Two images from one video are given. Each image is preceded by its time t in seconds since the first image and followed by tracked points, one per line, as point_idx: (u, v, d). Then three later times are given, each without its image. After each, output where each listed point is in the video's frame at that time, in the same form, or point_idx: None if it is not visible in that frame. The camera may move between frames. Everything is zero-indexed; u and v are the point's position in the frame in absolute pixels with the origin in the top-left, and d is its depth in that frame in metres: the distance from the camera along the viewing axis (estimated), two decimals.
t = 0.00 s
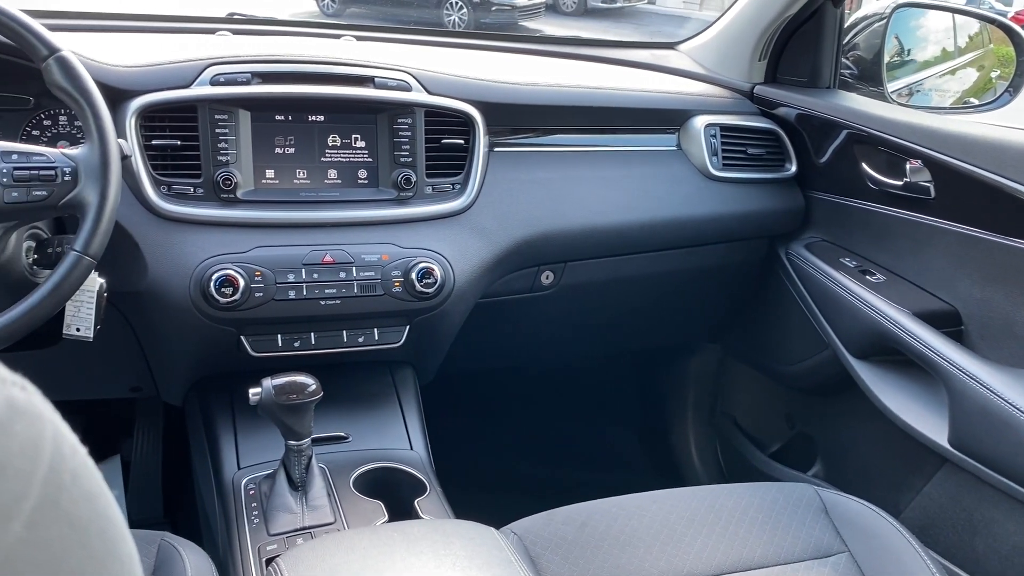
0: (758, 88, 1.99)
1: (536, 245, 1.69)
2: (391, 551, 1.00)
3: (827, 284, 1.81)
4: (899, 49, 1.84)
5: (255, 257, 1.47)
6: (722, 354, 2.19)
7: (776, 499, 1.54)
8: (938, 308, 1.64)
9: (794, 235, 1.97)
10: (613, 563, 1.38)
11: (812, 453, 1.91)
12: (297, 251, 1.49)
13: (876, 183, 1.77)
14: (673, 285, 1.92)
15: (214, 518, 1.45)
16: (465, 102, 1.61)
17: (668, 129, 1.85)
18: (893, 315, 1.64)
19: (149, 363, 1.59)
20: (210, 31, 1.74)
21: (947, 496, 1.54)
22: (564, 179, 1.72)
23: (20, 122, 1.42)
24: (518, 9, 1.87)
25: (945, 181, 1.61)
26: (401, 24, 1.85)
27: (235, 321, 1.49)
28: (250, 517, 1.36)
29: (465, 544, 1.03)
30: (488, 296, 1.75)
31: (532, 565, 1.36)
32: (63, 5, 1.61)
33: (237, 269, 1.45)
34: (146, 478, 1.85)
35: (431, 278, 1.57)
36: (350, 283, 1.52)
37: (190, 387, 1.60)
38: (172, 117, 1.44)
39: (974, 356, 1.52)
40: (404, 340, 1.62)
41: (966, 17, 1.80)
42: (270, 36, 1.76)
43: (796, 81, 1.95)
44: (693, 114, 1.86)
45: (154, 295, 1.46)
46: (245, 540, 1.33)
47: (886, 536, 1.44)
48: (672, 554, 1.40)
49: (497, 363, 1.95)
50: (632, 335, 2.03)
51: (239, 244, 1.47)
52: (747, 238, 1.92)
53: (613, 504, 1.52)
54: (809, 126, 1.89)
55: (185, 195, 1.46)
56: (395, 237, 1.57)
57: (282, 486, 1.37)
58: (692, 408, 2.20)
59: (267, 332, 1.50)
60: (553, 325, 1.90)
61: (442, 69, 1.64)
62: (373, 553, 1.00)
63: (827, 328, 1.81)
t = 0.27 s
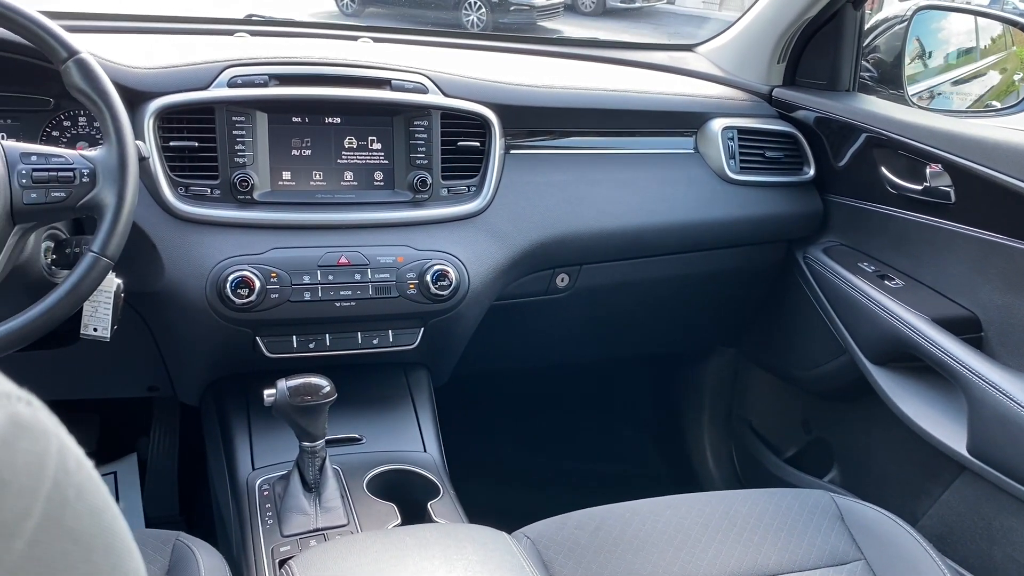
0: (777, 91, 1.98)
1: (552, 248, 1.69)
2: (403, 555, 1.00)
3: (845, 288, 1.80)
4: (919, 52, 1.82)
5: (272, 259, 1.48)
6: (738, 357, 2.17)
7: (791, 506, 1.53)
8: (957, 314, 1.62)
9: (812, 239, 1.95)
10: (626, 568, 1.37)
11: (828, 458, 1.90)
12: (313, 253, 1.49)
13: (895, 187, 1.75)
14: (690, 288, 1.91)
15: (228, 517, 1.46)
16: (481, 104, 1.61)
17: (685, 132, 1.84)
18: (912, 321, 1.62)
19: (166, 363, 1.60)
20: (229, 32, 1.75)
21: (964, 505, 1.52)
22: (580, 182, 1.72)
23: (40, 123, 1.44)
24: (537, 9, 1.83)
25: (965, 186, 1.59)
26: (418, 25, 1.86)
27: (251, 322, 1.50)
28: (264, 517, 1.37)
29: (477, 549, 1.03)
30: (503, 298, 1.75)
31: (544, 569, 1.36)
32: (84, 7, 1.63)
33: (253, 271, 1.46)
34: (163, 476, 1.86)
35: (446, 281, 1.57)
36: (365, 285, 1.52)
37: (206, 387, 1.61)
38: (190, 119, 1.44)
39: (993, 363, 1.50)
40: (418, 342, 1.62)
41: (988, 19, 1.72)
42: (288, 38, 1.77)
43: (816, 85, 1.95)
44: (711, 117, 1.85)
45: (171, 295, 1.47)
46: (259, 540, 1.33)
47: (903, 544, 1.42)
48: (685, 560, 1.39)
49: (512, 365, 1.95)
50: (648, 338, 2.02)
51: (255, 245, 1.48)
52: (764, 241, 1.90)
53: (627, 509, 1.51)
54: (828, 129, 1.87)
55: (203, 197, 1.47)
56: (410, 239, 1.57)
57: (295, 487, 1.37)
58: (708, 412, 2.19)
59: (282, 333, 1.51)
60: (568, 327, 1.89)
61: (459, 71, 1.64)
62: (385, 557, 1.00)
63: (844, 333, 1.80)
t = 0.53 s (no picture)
0: (795, 93, 1.96)
1: (567, 250, 1.69)
2: (416, 559, 1.00)
3: (863, 292, 1.78)
4: (941, 54, 1.80)
5: (287, 260, 1.49)
6: (754, 361, 2.16)
7: (806, 512, 1.51)
8: (976, 320, 1.60)
9: (829, 242, 1.94)
10: (639, 573, 1.37)
11: (844, 464, 1.88)
12: (328, 254, 1.50)
13: (914, 192, 1.74)
14: (705, 291, 1.90)
15: (243, 517, 1.47)
16: (497, 106, 1.61)
17: (702, 134, 1.83)
18: (930, 327, 1.60)
19: (183, 363, 1.61)
20: (247, 33, 1.76)
21: (982, 513, 1.51)
22: (595, 184, 1.71)
23: (60, 124, 1.45)
24: (555, 9, 1.84)
25: (986, 191, 1.58)
26: (435, 27, 1.86)
27: (267, 323, 1.50)
28: (278, 518, 1.37)
29: (490, 553, 1.03)
30: (517, 300, 1.75)
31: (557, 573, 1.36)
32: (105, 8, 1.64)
33: (269, 272, 1.46)
34: (179, 475, 1.88)
35: (460, 283, 1.57)
36: (380, 287, 1.52)
37: (222, 387, 1.62)
38: (208, 121, 1.45)
39: (1012, 370, 1.48)
40: (433, 344, 1.62)
41: (1012, 22, 1.73)
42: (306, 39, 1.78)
43: (834, 87, 1.93)
44: (728, 119, 1.84)
45: (188, 296, 1.48)
46: (273, 540, 1.34)
47: (920, 552, 1.41)
48: (698, 565, 1.39)
49: (526, 367, 1.95)
50: (663, 341, 2.01)
51: (272, 246, 1.49)
52: (781, 245, 1.89)
53: (640, 513, 1.51)
54: (846, 133, 1.85)
55: (220, 198, 1.48)
56: (425, 241, 1.57)
57: (309, 488, 1.38)
58: (724, 415, 2.18)
59: (297, 334, 1.52)
60: (583, 330, 1.89)
61: (475, 73, 1.64)
62: (398, 561, 1.00)
63: (862, 338, 1.78)
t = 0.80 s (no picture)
0: (815, 95, 1.95)
1: (583, 252, 1.68)
2: (430, 562, 1.00)
3: (882, 296, 1.77)
4: (963, 55, 1.77)
5: (305, 261, 1.49)
6: (772, 365, 2.15)
7: (824, 518, 1.50)
8: (998, 325, 1.58)
9: (849, 245, 1.92)
10: None
11: (863, 469, 1.86)
12: (345, 255, 1.50)
13: (935, 196, 1.72)
14: (723, 294, 1.89)
15: (259, 517, 1.47)
16: (515, 108, 1.61)
17: (721, 136, 1.82)
18: (951, 332, 1.58)
19: (201, 362, 1.62)
20: (266, 34, 1.77)
21: (1003, 521, 1.49)
22: (613, 186, 1.71)
23: (81, 124, 1.46)
24: (573, 9, 1.82)
25: (1009, 195, 1.56)
26: (453, 28, 1.86)
27: (284, 324, 1.51)
28: (293, 518, 1.38)
29: (504, 557, 1.03)
30: (534, 302, 1.75)
31: None
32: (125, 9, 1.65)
33: (287, 273, 1.47)
34: (197, 473, 1.89)
35: (477, 285, 1.57)
36: (397, 288, 1.52)
37: (239, 386, 1.63)
38: (227, 122, 1.46)
39: None
40: (449, 345, 1.62)
41: None
42: (325, 40, 1.79)
43: (854, 89, 1.92)
44: (747, 121, 1.83)
45: (206, 296, 1.49)
46: (288, 541, 1.35)
47: (939, 560, 1.39)
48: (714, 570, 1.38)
49: (542, 368, 1.95)
50: (679, 344, 2.01)
51: (289, 247, 1.49)
52: (800, 247, 1.88)
53: (656, 517, 1.50)
54: (866, 135, 1.84)
55: (238, 199, 1.48)
56: (441, 242, 1.57)
57: (325, 488, 1.38)
58: (740, 419, 2.17)
59: (314, 335, 1.52)
60: (599, 332, 1.88)
61: (493, 74, 1.63)
62: (412, 564, 1.00)
63: (881, 342, 1.77)
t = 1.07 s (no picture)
0: (835, 97, 1.93)
1: (600, 255, 1.68)
2: (445, 566, 1.00)
3: (902, 300, 1.75)
4: (986, 57, 1.75)
5: (322, 262, 1.50)
6: (790, 368, 2.13)
7: (842, 524, 1.49)
8: (1021, 331, 1.56)
9: (869, 248, 1.90)
10: None
11: (881, 474, 1.85)
12: (362, 256, 1.51)
13: (957, 200, 1.70)
14: (741, 298, 1.88)
15: (275, 517, 1.48)
16: (532, 109, 1.60)
17: (740, 138, 1.81)
18: (972, 337, 1.57)
19: (219, 362, 1.63)
20: (286, 36, 1.78)
21: None
22: (630, 188, 1.70)
23: (101, 125, 1.47)
24: (592, 9, 1.81)
25: None
26: (471, 29, 1.86)
27: (301, 324, 1.52)
28: (309, 519, 1.38)
29: (519, 561, 1.02)
30: (551, 304, 1.75)
31: None
32: (146, 10, 1.67)
33: (304, 273, 1.47)
34: (214, 471, 1.90)
35: (493, 287, 1.57)
36: (413, 289, 1.53)
37: (256, 386, 1.64)
38: (246, 123, 1.46)
39: None
40: (465, 347, 1.62)
41: None
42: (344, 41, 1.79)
43: (875, 91, 1.90)
44: (766, 123, 1.81)
45: (224, 296, 1.50)
46: (304, 541, 1.35)
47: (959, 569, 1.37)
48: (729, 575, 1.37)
49: (558, 370, 1.94)
50: (697, 347, 2.00)
51: (307, 248, 1.50)
52: (819, 250, 1.86)
53: (671, 522, 1.49)
54: (887, 137, 1.82)
55: (256, 200, 1.49)
56: (458, 244, 1.57)
57: (341, 489, 1.39)
58: (758, 423, 2.15)
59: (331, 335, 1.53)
60: (617, 334, 1.88)
61: (511, 76, 1.63)
62: (426, 567, 1.00)
63: (901, 347, 1.75)
